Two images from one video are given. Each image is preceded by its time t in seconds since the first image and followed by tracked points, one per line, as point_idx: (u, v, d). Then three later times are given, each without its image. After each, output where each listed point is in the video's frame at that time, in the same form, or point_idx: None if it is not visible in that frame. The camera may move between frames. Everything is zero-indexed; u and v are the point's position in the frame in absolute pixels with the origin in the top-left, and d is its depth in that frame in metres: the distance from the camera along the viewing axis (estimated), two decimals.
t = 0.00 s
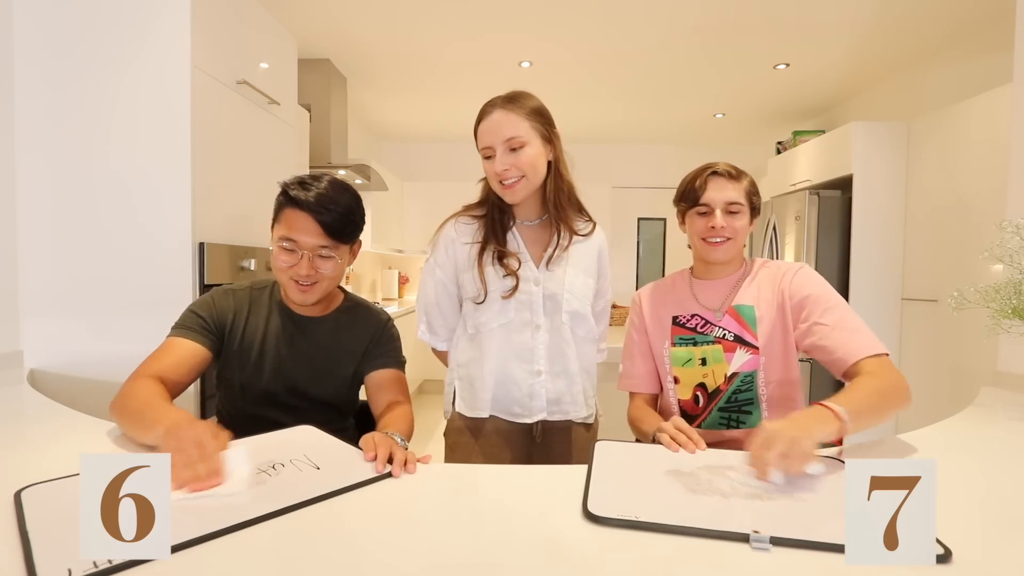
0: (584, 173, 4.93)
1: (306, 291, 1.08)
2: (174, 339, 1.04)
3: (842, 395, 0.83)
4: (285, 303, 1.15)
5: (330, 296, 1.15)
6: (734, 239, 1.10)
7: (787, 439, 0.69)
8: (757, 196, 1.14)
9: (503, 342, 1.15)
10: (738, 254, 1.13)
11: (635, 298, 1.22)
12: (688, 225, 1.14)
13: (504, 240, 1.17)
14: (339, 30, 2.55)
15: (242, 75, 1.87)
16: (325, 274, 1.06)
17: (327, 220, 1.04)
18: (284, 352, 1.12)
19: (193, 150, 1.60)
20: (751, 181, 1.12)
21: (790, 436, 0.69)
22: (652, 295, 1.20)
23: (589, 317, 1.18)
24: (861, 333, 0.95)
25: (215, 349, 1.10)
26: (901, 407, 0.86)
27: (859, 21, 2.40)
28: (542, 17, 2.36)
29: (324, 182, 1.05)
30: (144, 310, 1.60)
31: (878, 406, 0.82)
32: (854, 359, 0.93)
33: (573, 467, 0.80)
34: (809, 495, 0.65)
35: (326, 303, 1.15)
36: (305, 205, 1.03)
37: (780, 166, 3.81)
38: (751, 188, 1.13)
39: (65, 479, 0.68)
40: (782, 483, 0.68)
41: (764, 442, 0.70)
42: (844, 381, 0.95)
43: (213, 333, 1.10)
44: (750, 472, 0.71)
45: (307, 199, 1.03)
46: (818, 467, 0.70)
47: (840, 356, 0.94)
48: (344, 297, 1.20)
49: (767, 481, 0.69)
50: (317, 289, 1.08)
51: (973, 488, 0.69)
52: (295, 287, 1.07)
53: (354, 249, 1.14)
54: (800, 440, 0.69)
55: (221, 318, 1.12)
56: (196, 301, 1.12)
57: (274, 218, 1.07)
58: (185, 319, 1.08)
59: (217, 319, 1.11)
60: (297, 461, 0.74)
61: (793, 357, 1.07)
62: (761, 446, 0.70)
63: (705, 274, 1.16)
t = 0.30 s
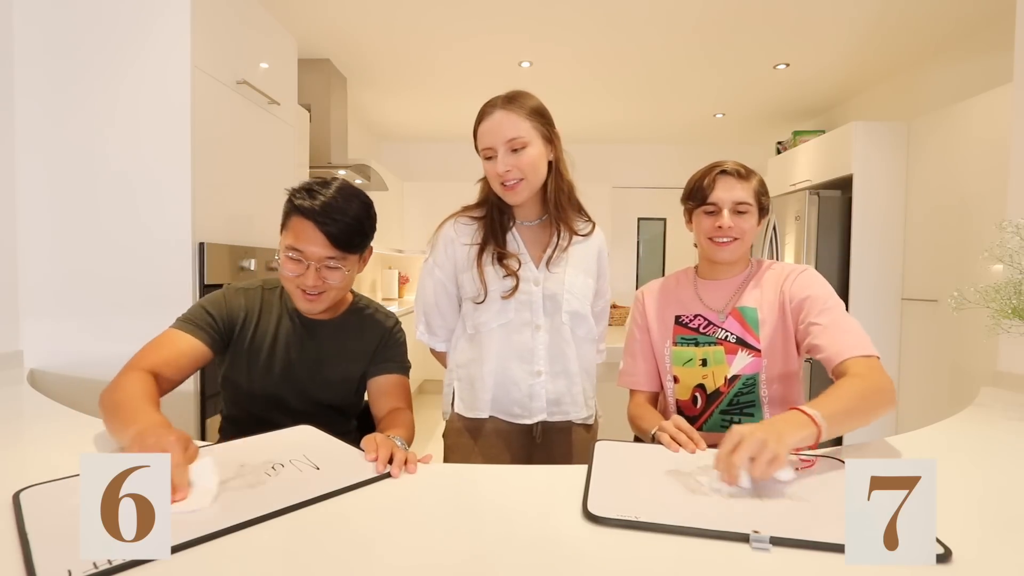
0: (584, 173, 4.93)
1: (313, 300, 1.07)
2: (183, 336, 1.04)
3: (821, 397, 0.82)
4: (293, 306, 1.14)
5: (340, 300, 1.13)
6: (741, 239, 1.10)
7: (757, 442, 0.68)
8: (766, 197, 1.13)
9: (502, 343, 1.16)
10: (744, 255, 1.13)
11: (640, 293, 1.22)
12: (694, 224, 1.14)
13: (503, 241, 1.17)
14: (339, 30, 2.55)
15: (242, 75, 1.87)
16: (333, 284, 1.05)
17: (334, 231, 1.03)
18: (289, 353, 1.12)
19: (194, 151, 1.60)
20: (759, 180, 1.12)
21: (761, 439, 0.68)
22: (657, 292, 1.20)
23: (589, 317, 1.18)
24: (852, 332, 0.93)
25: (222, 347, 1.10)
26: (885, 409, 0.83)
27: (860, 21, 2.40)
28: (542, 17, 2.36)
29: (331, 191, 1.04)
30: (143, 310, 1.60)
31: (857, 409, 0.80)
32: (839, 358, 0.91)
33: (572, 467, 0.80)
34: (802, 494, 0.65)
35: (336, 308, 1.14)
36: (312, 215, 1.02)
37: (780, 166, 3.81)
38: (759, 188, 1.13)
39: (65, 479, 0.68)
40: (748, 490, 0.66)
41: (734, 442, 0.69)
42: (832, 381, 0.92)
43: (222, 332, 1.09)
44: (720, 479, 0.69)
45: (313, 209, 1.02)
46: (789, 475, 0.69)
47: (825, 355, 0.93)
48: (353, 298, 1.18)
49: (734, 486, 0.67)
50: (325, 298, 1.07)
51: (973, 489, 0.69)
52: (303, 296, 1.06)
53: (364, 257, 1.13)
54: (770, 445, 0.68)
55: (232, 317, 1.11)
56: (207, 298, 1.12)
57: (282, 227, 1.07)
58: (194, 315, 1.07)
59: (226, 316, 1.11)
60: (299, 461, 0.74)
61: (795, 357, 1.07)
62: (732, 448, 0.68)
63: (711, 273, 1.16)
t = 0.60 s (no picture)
0: (584, 173, 4.92)
1: (317, 300, 1.07)
2: (188, 330, 1.04)
3: (817, 399, 0.83)
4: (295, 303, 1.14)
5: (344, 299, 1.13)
6: (736, 239, 1.09)
7: (738, 433, 0.72)
8: (762, 196, 1.13)
9: (499, 343, 1.16)
10: (739, 255, 1.12)
11: (638, 291, 1.22)
12: (690, 224, 1.14)
13: (498, 247, 1.16)
14: (338, 30, 2.55)
15: (242, 75, 1.87)
16: (336, 284, 1.05)
17: (336, 232, 1.03)
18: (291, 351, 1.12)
19: (194, 151, 1.60)
20: (757, 180, 1.12)
21: (741, 430, 0.72)
22: (653, 292, 1.20)
23: (587, 317, 1.18)
24: (854, 336, 0.93)
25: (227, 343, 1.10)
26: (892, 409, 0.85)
27: (860, 20, 2.40)
28: (542, 16, 2.36)
29: (333, 192, 1.04)
30: (143, 310, 1.60)
31: (860, 410, 0.82)
32: (843, 363, 0.91)
33: (572, 468, 0.80)
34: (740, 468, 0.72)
35: (340, 307, 1.14)
36: (314, 216, 1.02)
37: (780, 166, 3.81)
38: (756, 188, 1.12)
39: (66, 479, 0.68)
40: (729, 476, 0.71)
41: (716, 433, 0.72)
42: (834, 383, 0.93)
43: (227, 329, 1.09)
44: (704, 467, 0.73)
45: (315, 209, 1.02)
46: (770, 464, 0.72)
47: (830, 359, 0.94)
48: (358, 297, 1.18)
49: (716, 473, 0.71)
50: (329, 298, 1.08)
51: (973, 488, 0.69)
52: (306, 296, 1.06)
53: (367, 257, 1.13)
54: (750, 436, 0.71)
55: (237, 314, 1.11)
56: (214, 294, 1.12)
57: (286, 228, 1.07)
58: (199, 310, 1.07)
59: (231, 312, 1.11)
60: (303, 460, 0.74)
61: (791, 358, 1.07)
62: (714, 437, 0.72)
63: (706, 274, 1.15)
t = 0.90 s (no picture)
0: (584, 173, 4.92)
1: (316, 297, 1.07)
2: (186, 328, 1.04)
3: (808, 393, 0.83)
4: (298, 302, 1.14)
5: (343, 296, 1.13)
6: (736, 241, 1.09)
7: (720, 430, 0.72)
8: (764, 197, 1.13)
9: (500, 344, 1.16)
10: (743, 257, 1.12)
11: (638, 291, 1.22)
12: (689, 225, 1.14)
13: (501, 246, 1.16)
14: (338, 30, 2.54)
15: (242, 75, 1.87)
16: (335, 281, 1.05)
17: (335, 228, 1.03)
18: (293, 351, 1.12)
19: (193, 151, 1.60)
20: (757, 180, 1.12)
21: (723, 427, 0.72)
22: (653, 292, 1.20)
23: (588, 318, 1.18)
24: (848, 333, 0.93)
25: (228, 341, 1.11)
26: (878, 408, 0.85)
27: (860, 20, 2.40)
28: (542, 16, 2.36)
29: (332, 188, 1.05)
30: (143, 310, 1.60)
31: (849, 403, 0.82)
32: (835, 357, 0.92)
33: (572, 467, 0.80)
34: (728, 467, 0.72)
35: (338, 304, 1.14)
36: (313, 212, 1.02)
37: (780, 166, 3.81)
38: (757, 188, 1.12)
39: (67, 479, 0.68)
40: (714, 474, 0.71)
41: (699, 431, 0.73)
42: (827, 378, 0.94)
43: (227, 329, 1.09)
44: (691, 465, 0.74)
45: (314, 206, 1.02)
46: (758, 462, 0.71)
47: (822, 355, 0.94)
48: (357, 294, 1.18)
49: (700, 471, 0.72)
50: (328, 294, 1.08)
51: (973, 488, 0.69)
52: (306, 293, 1.06)
53: (365, 253, 1.13)
54: (732, 432, 0.72)
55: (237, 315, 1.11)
56: (214, 294, 1.11)
57: (285, 225, 1.07)
58: (200, 309, 1.08)
59: (231, 312, 1.11)
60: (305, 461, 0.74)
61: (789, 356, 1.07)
62: (697, 435, 0.72)
63: (708, 274, 1.15)
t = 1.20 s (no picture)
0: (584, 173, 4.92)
1: (321, 297, 1.08)
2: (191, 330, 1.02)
3: (807, 392, 0.82)
4: (299, 301, 1.13)
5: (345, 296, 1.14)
6: (736, 242, 1.09)
7: (734, 435, 0.69)
8: (765, 197, 1.12)
9: (498, 343, 1.16)
10: (743, 256, 1.12)
11: (638, 291, 1.22)
12: (690, 225, 1.15)
13: (498, 246, 1.16)
14: (338, 30, 2.55)
15: (242, 75, 1.87)
16: (341, 281, 1.06)
17: (341, 229, 1.03)
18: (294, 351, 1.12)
19: (193, 151, 1.60)
20: (758, 180, 1.11)
21: (738, 432, 0.69)
22: (654, 290, 1.20)
23: (587, 318, 1.18)
24: (846, 330, 0.93)
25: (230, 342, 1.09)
26: (878, 402, 0.84)
27: (860, 21, 2.40)
28: (542, 16, 2.36)
29: (335, 189, 1.04)
30: (143, 310, 1.60)
31: (845, 404, 0.81)
32: (832, 352, 0.91)
33: (571, 467, 0.80)
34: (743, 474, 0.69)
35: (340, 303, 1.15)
36: (317, 214, 1.02)
37: (780, 166, 3.81)
38: (758, 188, 1.11)
39: (66, 479, 0.68)
40: (732, 483, 0.68)
41: (712, 439, 0.70)
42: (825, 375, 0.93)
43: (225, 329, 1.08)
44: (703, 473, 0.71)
45: (320, 207, 1.02)
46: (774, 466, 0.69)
47: (819, 350, 0.93)
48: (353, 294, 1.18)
49: (718, 481, 0.68)
50: (333, 294, 1.08)
51: (973, 488, 0.69)
52: (311, 293, 1.07)
53: (366, 252, 1.13)
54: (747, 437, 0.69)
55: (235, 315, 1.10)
56: (213, 293, 1.10)
57: (286, 226, 1.06)
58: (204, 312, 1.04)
59: (233, 312, 1.10)
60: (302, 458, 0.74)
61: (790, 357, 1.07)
62: (711, 443, 0.69)
63: (709, 275, 1.15)
